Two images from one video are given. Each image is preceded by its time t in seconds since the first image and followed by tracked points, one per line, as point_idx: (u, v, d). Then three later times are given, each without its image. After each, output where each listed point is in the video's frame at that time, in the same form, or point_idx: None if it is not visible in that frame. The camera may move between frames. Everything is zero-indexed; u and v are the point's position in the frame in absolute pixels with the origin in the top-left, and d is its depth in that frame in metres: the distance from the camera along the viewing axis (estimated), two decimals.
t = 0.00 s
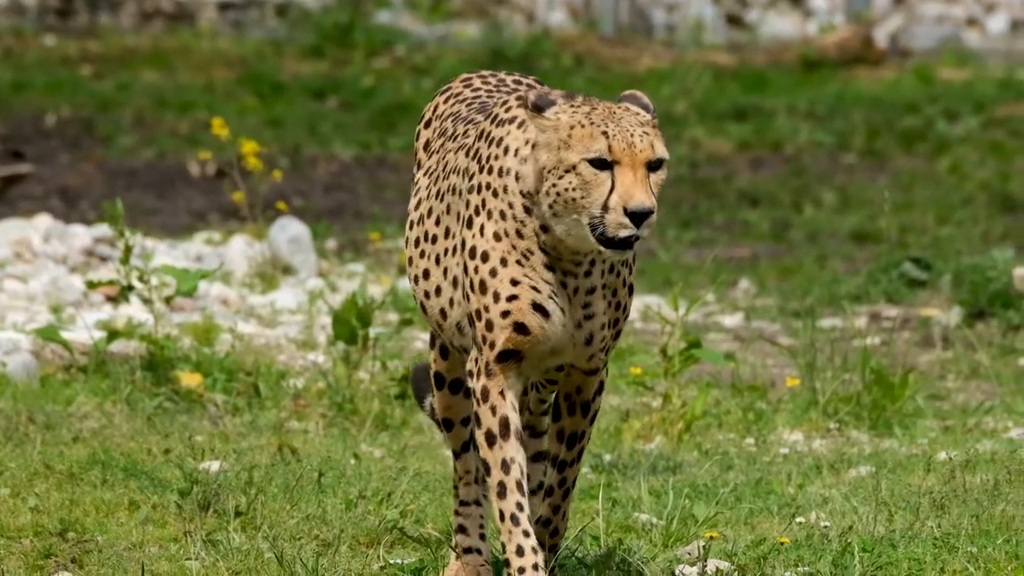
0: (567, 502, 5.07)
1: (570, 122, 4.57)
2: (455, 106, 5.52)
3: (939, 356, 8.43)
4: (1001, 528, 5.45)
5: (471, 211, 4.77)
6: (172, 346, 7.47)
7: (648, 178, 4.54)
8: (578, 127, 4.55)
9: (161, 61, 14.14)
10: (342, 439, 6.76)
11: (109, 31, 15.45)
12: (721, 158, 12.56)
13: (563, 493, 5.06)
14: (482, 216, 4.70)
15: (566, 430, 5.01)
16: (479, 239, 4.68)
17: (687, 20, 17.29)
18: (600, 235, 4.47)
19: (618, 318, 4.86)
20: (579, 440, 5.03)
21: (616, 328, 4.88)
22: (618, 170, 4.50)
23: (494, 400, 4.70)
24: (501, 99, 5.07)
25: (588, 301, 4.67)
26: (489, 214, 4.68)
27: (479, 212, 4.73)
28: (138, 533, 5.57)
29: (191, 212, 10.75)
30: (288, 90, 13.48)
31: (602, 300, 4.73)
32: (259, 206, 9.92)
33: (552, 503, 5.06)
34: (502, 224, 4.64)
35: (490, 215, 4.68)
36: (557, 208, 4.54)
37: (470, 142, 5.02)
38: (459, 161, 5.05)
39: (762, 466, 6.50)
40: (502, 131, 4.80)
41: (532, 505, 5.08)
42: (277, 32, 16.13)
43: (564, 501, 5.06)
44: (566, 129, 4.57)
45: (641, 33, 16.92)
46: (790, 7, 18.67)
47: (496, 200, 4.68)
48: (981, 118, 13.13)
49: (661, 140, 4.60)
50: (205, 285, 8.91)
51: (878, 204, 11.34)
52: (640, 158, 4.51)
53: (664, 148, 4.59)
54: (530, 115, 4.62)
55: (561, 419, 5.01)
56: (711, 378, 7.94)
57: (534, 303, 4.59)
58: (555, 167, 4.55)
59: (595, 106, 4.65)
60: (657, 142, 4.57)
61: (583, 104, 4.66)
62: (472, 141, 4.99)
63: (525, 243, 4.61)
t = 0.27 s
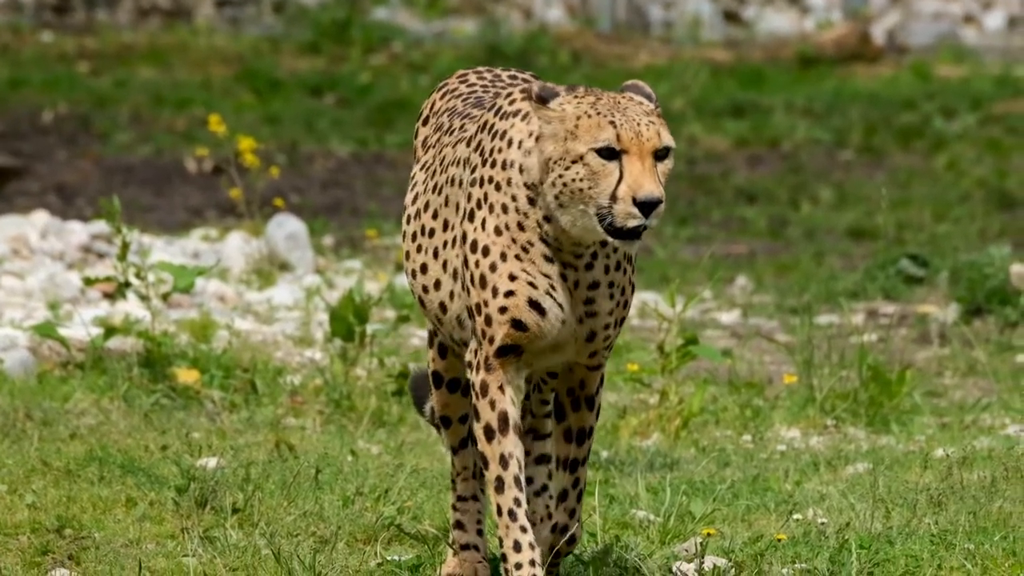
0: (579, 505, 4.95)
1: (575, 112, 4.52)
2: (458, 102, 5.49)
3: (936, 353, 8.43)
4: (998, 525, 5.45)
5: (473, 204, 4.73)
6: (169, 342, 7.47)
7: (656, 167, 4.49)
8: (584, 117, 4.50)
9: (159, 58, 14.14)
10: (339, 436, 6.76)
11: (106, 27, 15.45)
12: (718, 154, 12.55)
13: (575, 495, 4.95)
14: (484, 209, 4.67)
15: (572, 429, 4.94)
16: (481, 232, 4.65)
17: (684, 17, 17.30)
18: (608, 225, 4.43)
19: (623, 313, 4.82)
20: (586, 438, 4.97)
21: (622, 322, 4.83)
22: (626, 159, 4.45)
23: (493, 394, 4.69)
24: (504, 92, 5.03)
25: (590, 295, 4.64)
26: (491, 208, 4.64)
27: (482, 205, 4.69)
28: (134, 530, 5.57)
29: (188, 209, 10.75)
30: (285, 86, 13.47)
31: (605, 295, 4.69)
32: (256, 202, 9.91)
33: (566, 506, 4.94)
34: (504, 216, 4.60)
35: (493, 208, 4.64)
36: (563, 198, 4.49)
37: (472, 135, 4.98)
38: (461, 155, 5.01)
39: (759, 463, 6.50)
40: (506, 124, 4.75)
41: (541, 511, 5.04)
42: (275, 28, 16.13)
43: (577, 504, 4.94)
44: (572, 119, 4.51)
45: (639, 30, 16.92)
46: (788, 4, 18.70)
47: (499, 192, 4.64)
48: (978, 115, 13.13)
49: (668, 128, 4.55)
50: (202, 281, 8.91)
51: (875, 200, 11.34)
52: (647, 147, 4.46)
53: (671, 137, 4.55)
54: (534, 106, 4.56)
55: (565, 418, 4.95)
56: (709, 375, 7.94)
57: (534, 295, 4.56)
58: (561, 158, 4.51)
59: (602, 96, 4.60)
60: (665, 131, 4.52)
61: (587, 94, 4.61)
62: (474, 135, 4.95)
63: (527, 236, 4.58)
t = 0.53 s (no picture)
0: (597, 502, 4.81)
1: (582, 104, 4.52)
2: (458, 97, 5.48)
3: (934, 349, 8.43)
4: (995, 522, 5.45)
5: (475, 198, 4.72)
6: (167, 339, 7.46)
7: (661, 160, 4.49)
8: (590, 109, 4.50)
9: (156, 54, 14.13)
10: (337, 433, 6.76)
11: (104, 24, 15.44)
12: (716, 151, 12.55)
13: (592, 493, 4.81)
14: (486, 204, 4.66)
15: (579, 428, 4.91)
16: (482, 227, 4.64)
17: (682, 14, 17.31)
18: (614, 217, 4.42)
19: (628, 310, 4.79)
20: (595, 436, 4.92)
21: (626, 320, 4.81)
22: (632, 151, 4.44)
23: (493, 388, 4.69)
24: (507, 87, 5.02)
25: (591, 290, 4.62)
26: (493, 202, 4.63)
27: (484, 199, 4.68)
28: (132, 526, 5.57)
29: (185, 205, 10.75)
30: (283, 83, 13.47)
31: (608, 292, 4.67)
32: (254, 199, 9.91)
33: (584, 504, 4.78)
34: (506, 211, 4.59)
35: (495, 203, 4.63)
36: (569, 190, 4.49)
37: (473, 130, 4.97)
38: (462, 150, 5.00)
39: (757, 460, 6.50)
40: (509, 118, 4.74)
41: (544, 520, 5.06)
42: (272, 25, 16.13)
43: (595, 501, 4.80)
44: (578, 112, 4.52)
45: (636, 27, 16.93)
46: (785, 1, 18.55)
47: (501, 187, 4.63)
48: (976, 111, 13.13)
49: (673, 121, 4.55)
50: (199, 278, 8.91)
51: (872, 197, 11.34)
52: (653, 139, 4.46)
53: (676, 130, 4.54)
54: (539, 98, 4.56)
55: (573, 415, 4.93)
56: (706, 371, 7.94)
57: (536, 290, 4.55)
58: (567, 150, 4.51)
59: (607, 89, 4.60)
60: (671, 124, 4.52)
61: (593, 87, 4.61)
62: (475, 129, 4.94)
63: (528, 231, 4.56)
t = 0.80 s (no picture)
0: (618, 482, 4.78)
1: (589, 97, 4.50)
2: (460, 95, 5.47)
3: (932, 346, 8.43)
4: (993, 519, 5.46)
5: (478, 194, 4.71)
6: (165, 335, 7.46)
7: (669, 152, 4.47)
8: (598, 102, 4.48)
9: (154, 51, 14.12)
10: (335, 430, 6.76)
11: (101, 21, 15.43)
12: (713, 147, 12.56)
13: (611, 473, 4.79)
14: (489, 200, 4.64)
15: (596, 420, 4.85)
16: (485, 224, 4.63)
17: (679, 12, 17.32)
18: (621, 210, 4.40)
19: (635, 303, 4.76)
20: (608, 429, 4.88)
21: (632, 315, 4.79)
22: (640, 143, 4.42)
23: (492, 383, 4.70)
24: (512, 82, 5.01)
25: (594, 284, 4.60)
26: (497, 198, 4.62)
27: (487, 196, 4.67)
28: (130, 523, 5.57)
29: (183, 202, 10.74)
30: (280, 79, 13.46)
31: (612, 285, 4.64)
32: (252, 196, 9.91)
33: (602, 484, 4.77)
34: (510, 207, 4.58)
35: (498, 199, 4.62)
36: (576, 183, 4.46)
37: (475, 127, 4.96)
38: (465, 147, 4.99)
39: (754, 457, 6.50)
40: (513, 114, 4.73)
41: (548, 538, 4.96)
42: (270, 22, 16.12)
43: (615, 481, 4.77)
44: (585, 104, 4.49)
45: (633, 23, 16.93)
46: None
47: (505, 183, 4.61)
48: (973, 108, 13.13)
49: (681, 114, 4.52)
50: (197, 275, 8.91)
51: (870, 194, 11.35)
52: (661, 131, 4.43)
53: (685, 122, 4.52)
54: (546, 91, 4.54)
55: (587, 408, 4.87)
56: (704, 367, 7.94)
57: (539, 286, 4.54)
58: (574, 143, 4.48)
59: (614, 82, 4.58)
60: (678, 116, 4.49)
61: (600, 80, 4.59)
62: (478, 125, 4.93)
63: (531, 226, 4.55)
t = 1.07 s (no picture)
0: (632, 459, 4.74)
1: (595, 93, 4.50)
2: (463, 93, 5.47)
3: (930, 343, 8.43)
4: (991, 516, 5.45)
5: (480, 192, 4.71)
6: (163, 333, 7.46)
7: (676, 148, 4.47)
8: (604, 98, 4.48)
9: (152, 48, 14.12)
10: (333, 427, 6.76)
11: (99, 18, 15.43)
12: (711, 145, 12.55)
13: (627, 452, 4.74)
14: (491, 199, 4.64)
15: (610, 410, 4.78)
16: (488, 223, 4.62)
17: (678, 10, 17.32)
18: (629, 207, 4.39)
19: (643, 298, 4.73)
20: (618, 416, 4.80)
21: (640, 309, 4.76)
22: (648, 139, 4.42)
23: (492, 379, 4.70)
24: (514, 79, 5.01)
25: (597, 279, 4.57)
26: (500, 197, 4.62)
27: (489, 194, 4.66)
28: (128, 521, 5.57)
29: (181, 200, 10.73)
30: (278, 77, 13.46)
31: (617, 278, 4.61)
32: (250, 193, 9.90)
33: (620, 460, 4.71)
34: (513, 206, 4.57)
35: (501, 198, 4.61)
36: (583, 179, 4.46)
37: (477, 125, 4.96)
38: (467, 145, 4.99)
39: (753, 454, 6.50)
40: (516, 113, 4.73)
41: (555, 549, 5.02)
42: (268, 20, 16.13)
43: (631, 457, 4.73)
44: (592, 100, 4.50)
45: (632, 21, 16.92)
46: None
47: (508, 181, 4.61)
48: (971, 105, 13.13)
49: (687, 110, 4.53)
50: (195, 272, 8.91)
51: (868, 191, 11.35)
52: (668, 127, 4.44)
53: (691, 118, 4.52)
54: (552, 88, 4.54)
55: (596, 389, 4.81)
56: (702, 365, 7.94)
57: (541, 283, 4.54)
58: (580, 139, 4.49)
59: (620, 78, 4.58)
60: (685, 112, 4.50)
61: (605, 76, 4.60)
62: (481, 124, 4.93)
63: (533, 225, 4.55)
